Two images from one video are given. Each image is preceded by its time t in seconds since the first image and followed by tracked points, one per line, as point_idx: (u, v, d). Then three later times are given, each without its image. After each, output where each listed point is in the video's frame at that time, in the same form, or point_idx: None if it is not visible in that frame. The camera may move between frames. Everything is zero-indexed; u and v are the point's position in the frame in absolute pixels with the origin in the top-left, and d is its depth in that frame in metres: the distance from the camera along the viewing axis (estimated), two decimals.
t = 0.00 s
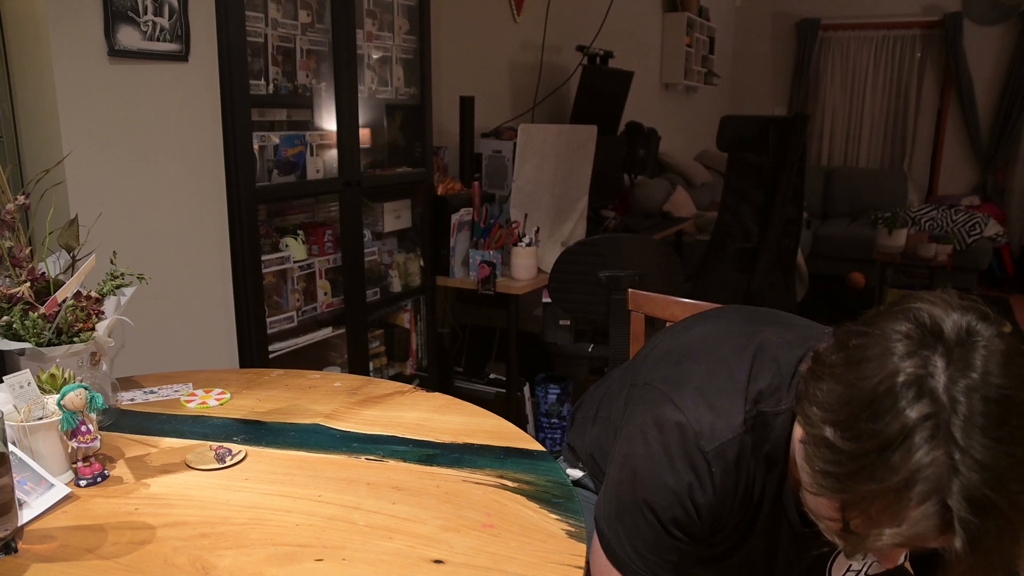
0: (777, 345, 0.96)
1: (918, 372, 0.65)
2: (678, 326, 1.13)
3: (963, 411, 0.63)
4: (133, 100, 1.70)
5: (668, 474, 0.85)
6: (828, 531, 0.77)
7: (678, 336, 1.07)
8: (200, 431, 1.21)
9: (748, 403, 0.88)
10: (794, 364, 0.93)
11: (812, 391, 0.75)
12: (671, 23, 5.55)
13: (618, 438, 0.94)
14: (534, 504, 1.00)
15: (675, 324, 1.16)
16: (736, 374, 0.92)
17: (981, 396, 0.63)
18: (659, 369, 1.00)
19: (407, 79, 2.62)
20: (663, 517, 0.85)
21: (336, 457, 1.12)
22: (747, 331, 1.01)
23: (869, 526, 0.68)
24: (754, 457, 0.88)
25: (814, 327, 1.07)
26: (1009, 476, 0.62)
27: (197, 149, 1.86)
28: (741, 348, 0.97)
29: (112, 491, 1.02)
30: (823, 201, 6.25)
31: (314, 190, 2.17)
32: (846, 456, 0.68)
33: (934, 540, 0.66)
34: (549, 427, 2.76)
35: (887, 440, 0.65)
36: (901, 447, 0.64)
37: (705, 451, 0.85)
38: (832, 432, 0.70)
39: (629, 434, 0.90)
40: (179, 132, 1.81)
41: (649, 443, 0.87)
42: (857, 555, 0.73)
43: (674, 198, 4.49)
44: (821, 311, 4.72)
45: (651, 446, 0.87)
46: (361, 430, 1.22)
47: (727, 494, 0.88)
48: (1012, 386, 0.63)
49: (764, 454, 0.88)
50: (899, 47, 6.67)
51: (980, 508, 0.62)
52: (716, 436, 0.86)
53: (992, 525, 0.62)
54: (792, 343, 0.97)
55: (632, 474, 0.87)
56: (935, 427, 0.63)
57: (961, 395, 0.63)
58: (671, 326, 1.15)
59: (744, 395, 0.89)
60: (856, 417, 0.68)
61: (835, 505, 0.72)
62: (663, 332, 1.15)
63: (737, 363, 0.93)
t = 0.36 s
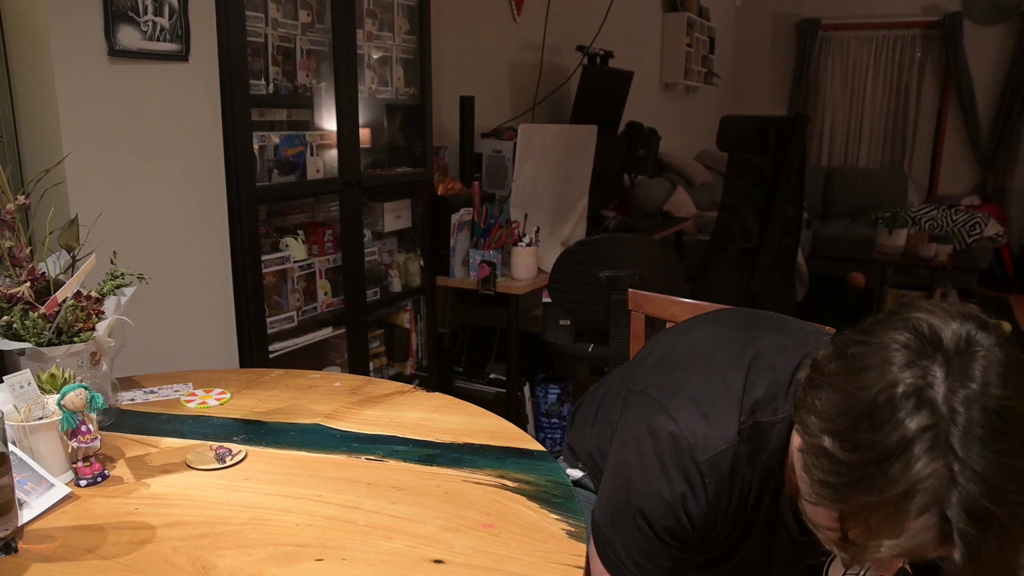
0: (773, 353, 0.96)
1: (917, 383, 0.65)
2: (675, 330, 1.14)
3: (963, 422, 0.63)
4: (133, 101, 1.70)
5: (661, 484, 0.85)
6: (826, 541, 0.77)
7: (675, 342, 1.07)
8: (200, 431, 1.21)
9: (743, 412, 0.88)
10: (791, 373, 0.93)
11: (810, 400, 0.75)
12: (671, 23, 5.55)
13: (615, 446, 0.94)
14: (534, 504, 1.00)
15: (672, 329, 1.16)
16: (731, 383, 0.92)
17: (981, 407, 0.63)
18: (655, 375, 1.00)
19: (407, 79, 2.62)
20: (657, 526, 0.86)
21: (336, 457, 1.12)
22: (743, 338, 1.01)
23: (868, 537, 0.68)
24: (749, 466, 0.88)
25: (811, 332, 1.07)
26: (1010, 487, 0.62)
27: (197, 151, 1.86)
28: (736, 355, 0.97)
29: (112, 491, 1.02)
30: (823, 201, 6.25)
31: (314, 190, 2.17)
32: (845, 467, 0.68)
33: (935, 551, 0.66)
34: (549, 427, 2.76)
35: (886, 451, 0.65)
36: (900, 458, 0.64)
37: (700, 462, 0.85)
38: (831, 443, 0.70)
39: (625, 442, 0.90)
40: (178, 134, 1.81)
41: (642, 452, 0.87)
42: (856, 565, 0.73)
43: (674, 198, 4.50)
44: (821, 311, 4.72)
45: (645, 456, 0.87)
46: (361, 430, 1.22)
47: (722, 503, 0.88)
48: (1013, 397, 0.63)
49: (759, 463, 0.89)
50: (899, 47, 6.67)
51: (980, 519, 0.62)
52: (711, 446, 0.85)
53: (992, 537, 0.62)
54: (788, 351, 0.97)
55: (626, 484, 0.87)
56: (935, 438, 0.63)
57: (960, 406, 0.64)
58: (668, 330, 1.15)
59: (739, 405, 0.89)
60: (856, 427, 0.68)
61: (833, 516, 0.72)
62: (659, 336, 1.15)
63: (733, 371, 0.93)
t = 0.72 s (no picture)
0: (776, 356, 0.96)
1: (921, 388, 0.65)
2: (677, 332, 1.14)
3: (966, 427, 0.63)
4: (133, 101, 1.70)
5: (665, 486, 0.85)
6: (829, 545, 0.77)
7: (676, 344, 1.07)
8: (200, 431, 1.21)
9: (747, 415, 0.89)
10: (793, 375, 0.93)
11: (813, 405, 0.75)
12: (671, 23, 5.55)
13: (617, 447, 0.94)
14: (534, 504, 1.00)
15: (674, 330, 1.16)
16: (734, 385, 0.92)
17: (984, 413, 0.63)
18: (656, 377, 1.00)
19: (407, 79, 2.62)
20: (659, 528, 0.86)
21: (336, 457, 1.12)
22: (745, 340, 1.01)
23: (872, 541, 0.68)
24: (752, 469, 0.88)
25: (813, 334, 1.07)
26: (1013, 494, 0.62)
27: (197, 151, 1.86)
28: (739, 358, 0.97)
29: (112, 492, 1.02)
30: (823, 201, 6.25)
31: (314, 190, 2.17)
32: (848, 472, 0.68)
33: (938, 556, 0.66)
34: (549, 427, 2.76)
35: (891, 456, 0.65)
36: (904, 464, 0.64)
37: (704, 465, 0.85)
38: (833, 447, 0.70)
39: (626, 444, 0.89)
40: (178, 134, 1.81)
41: (646, 454, 0.87)
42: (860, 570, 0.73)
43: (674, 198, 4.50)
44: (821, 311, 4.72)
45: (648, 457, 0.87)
46: (361, 430, 1.22)
47: (725, 506, 0.88)
48: (1016, 402, 0.63)
49: (762, 465, 0.89)
50: (899, 47, 6.67)
51: (984, 525, 0.62)
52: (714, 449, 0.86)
53: (995, 543, 0.62)
54: (791, 353, 0.97)
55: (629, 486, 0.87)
56: (938, 444, 0.64)
57: (964, 411, 0.63)
58: (669, 332, 1.15)
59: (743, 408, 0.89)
60: (859, 432, 0.68)
61: (836, 521, 0.72)
62: (661, 338, 1.15)
63: (736, 374, 0.93)
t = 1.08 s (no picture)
0: (777, 358, 0.96)
1: (926, 390, 0.65)
2: (678, 333, 1.14)
3: (972, 428, 0.63)
4: (133, 101, 1.69)
5: (667, 489, 0.85)
6: (832, 547, 0.77)
7: (678, 345, 1.07)
8: (200, 431, 1.21)
9: (749, 418, 0.88)
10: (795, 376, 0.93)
11: (817, 407, 0.75)
12: (671, 23, 5.55)
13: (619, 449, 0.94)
14: (534, 504, 1.00)
15: (676, 331, 1.17)
16: (736, 387, 0.92)
17: (990, 413, 0.63)
18: (658, 379, 0.99)
19: (407, 79, 2.62)
20: (661, 531, 0.85)
21: (336, 457, 1.12)
22: (747, 343, 1.01)
23: (878, 543, 0.68)
24: (755, 472, 0.88)
25: (814, 335, 1.07)
26: (1020, 495, 0.62)
27: (197, 151, 1.86)
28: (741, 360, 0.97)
29: (112, 492, 1.02)
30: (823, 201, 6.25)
31: (314, 191, 2.17)
32: (854, 473, 0.68)
33: (945, 557, 0.66)
34: (549, 427, 2.76)
35: (896, 457, 0.65)
36: (911, 465, 0.64)
37: (707, 468, 0.85)
38: (839, 449, 0.70)
39: (628, 446, 0.90)
40: (179, 134, 1.81)
41: (648, 457, 0.87)
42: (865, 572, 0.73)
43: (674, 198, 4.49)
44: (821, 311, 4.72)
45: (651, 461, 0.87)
46: (361, 430, 1.21)
47: (728, 509, 0.88)
48: (1022, 403, 0.63)
49: (765, 468, 0.89)
50: (899, 47, 6.67)
51: (990, 527, 0.62)
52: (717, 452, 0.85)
53: (1002, 545, 0.62)
54: (793, 355, 0.97)
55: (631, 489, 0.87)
56: (944, 444, 0.63)
57: (970, 412, 0.63)
58: (672, 333, 1.15)
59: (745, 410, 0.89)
60: (864, 433, 0.68)
61: (841, 523, 0.72)
62: (662, 339, 1.15)
63: (738, 376, 0.93)
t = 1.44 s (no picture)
0: (778, 358, 0.96)
1: (923, 386, 0.65)
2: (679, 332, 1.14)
3: (969, 424, 0.63)
4: (133, 100, 1.69)
5: (665, 489, 0.86)
6: (830, 545, 0.77)
7: (679, 344, 1.07)
8: (200, 431, 1.21)
9: (748, 418, 0.89)
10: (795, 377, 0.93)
11: (816, 404, 0.75)
12: (671, 23, 5.55)
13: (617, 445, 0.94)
14: (534, 504, 1.00)
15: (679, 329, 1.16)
16: (736, 387, 0.92)
17: (988, 409, 0.63)
18: (658, 378, 0.99)
19: (407, 79, 2.62)
20: (657, 530, 0.86)
21: (336, 457, 1.12)
22: (747, 342, 1.01)
23: (875, 540, 0.68)
24: (752, 472, 0.88)
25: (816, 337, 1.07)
26: (1018, 492, 0.62)
27: (198, 150, 1.86)
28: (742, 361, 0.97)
29: (112, 492, 1.02)
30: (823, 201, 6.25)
31: (313, 191, 2.17)
32: (851, 470, 0.68)
33: (942, 554, 0.66)
34: (549, 427, 2.76)
35: (893, 454, 0.65)
36: (907, 461, 0.64)
37: (705, 468, 0.85)
38: (837, 445, 0.70)
39: (627, 445, 0.90)
40: (179, 133, 1.81)
41: (646, 455, 0.87)
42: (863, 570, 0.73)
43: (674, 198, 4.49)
44: (821, 311, 4.72)
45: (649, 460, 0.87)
46: (361, 430, 1.21)
47: (724, 509, 0.88)
48: (1020, 400, 0.63)
49: (764, 467, 0.89)
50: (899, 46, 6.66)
51: (989, 524, 0.62)
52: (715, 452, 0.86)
53: (1000, 542, 0.62)
54: (791, 355, 0.97)
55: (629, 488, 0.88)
56: (941, 441, 0.63)
57: (968, 408, 0.63)
58: (672, 332, 1.15)
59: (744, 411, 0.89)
60: (862, 429, 0.68)
61: (838, 520, 0.72)
62: (662, 338, 1.15)
63: (738, 377, 0.93)
